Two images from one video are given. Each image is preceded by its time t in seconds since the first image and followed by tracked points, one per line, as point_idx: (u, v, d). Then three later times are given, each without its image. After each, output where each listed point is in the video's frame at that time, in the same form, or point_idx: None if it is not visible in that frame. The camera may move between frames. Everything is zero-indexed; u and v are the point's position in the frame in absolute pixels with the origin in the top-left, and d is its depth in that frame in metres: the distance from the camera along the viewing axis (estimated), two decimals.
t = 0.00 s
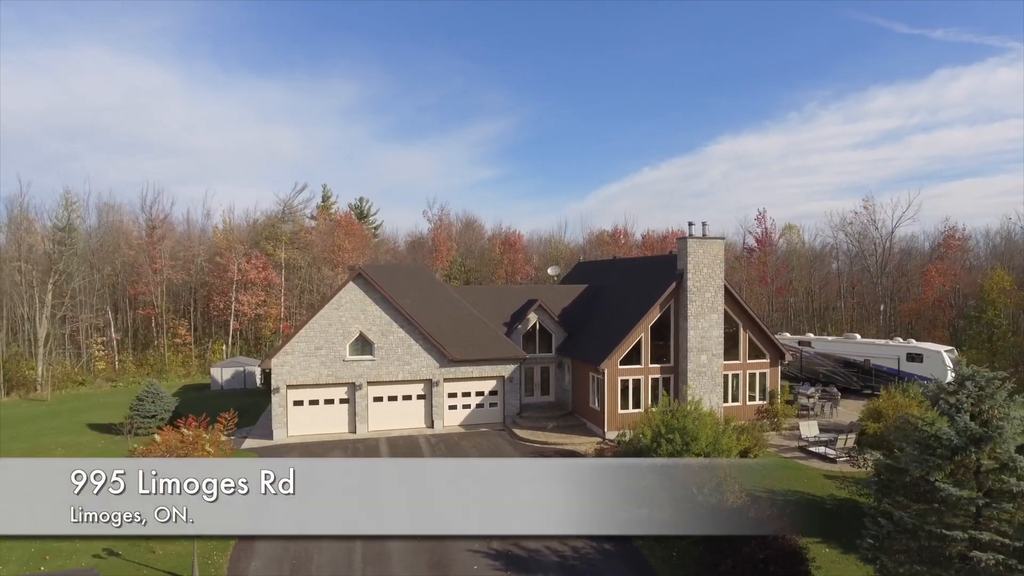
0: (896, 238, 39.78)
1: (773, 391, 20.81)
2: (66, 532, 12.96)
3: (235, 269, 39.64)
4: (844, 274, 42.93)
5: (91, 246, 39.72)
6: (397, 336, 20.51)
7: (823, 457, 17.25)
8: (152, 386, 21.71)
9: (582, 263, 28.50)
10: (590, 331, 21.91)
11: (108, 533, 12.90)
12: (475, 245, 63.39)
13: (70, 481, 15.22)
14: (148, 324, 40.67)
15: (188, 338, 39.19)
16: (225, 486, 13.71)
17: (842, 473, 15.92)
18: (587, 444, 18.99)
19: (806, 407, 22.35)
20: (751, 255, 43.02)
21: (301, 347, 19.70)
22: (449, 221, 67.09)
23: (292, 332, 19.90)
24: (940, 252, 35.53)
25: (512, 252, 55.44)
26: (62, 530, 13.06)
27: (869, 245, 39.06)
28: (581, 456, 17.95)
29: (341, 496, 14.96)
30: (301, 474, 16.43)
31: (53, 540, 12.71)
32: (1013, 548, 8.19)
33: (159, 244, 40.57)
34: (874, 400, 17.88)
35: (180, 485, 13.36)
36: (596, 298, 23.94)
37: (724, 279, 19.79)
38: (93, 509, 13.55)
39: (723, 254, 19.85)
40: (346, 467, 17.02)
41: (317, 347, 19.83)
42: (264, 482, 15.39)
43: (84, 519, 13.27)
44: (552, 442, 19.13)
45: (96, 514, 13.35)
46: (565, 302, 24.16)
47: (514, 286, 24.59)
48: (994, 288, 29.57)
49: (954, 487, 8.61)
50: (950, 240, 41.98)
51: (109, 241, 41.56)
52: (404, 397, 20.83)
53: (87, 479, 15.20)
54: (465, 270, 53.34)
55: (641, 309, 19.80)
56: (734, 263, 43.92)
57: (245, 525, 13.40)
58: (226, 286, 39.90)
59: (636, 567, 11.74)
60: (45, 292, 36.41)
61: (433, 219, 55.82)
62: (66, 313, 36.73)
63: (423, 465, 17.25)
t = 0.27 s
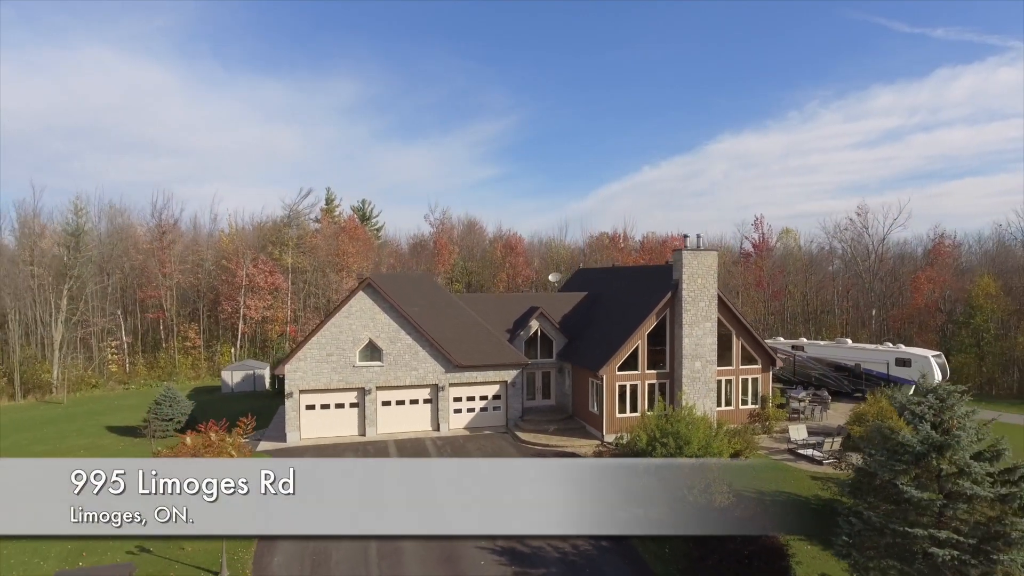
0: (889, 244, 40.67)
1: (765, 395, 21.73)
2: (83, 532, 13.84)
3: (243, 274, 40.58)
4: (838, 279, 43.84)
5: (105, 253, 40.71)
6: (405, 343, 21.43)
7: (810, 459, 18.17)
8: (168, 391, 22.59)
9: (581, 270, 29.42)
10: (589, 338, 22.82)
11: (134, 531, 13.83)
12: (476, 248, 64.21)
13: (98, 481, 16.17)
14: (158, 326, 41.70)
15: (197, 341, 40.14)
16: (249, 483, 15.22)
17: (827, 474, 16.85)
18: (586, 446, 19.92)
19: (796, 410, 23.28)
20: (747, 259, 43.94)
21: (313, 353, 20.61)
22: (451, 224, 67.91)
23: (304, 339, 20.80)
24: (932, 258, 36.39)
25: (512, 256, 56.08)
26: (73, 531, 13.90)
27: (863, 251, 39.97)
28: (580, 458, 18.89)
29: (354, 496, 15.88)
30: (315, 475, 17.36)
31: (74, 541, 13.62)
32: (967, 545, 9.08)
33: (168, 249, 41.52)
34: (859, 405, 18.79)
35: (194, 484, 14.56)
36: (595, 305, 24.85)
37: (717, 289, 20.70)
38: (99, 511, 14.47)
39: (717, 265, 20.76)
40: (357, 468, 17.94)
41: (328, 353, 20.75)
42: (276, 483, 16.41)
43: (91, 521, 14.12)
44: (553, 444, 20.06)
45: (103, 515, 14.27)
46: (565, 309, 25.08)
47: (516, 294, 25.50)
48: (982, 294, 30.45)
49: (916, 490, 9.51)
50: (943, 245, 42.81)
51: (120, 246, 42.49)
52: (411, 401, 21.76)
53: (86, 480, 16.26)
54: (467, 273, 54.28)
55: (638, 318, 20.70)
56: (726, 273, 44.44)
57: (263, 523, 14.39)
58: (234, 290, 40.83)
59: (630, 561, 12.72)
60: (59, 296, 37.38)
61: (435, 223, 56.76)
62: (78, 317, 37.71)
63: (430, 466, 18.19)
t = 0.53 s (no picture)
0: (883, 244, 41.55)
1: (756, 393, 22.70)
2: (88, 531, 14.61)
3: (251, 273, 41.45)
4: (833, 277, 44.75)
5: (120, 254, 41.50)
6: (411, 343, 22.36)
7: (798, 455, 19.16)
8: (185, 388, 23.62)
9: (581, 271, 30.34)
10: (588, 338, 23.75)
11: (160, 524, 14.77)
12: (477, 245, 65.10)
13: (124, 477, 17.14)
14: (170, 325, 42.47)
15: (206, 338, 41.11)
16: (255, 475, 15.98)
17: (812, 470, 17.83)
18: (585, 442, 20.91)
19: (787, 407, 24.25)
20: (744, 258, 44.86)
21: (323, 354, 21.56)
22: (452, 220, 68.75)
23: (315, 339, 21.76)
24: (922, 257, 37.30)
25: (512, 254, 56.69)
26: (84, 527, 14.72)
27: (857, 251, 40.85)
28: (579, 454, 19.88)
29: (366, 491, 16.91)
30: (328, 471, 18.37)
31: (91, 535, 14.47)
32: (929, 535, 10.00)
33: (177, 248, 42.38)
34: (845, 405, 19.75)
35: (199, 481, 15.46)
36: (593, 306, 25.78)
37: (710, 292, 21.62)
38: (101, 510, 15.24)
39: (710, 268, 21.66)
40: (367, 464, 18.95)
41: (338, 353, 21.71)
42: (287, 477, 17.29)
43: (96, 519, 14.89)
44: (553, 440, 21.04)
45: (105, 514, 15.03)
46: (565, 310, 26.01)
47: (518, 294, 26.43)
48: (970, 294, 31.39)
49: (883, 485, 10.39)
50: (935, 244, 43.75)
51: (130, 245, 43.39)
52: (417, 399, 22.72)
53: (85, 480, 17.02)
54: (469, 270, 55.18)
55: (635, 319, 21.63)
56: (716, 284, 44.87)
57: (281, 515, 15.35)
58: (242, 289, 41.70)
59: (624, 553, 13.77)
60: (72, 295, 38.32)
61: (438, 222, 57.56)
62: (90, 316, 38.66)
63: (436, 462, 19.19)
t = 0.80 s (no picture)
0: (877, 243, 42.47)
1: (749, 391, 23.71)
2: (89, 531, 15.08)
3: (259, 272, 42.37)
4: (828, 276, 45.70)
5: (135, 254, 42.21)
6: (418, 343, 23.34)
7: (787, 450, 20.17)
8: (201, 386, 24.64)
9: (581, 271, 31.29)
10: (588, 338, 24.73)
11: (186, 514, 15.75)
12: (479, 242, 66.04)
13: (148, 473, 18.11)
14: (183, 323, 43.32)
15: (215, 335, 42.08)
16: (261, 475, 16.55)
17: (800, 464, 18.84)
18: (584, 437, 21.92)
19: (779, 404, 25.26)
20: (741, 256, 45.80)
21: (335, 353, 22.54)
22: (454, 218, 69.61)
23: (327, 339, 22.73)
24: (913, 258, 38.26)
25: (513, 252, 57.46)
26: (88, 525, 15.22)
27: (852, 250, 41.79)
28: (580, 449, 20.89)
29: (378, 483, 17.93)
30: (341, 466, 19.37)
31: (103, 531, 15.16)
32: (895, 525, 10.94)
33: (186, 247, 43.33)
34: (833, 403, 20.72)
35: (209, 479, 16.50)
36: (593, 306, 26.75)
37: (705, 294, 22.57)
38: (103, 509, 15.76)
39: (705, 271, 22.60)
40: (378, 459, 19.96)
41: (349, 352, 22.69)
42: (292, 476, 17.43)
43: (100, 518, 15.42)
44: (555, 436, 22.06)
45: (105, 515, 15.55)
46: (566, 310, 26.98)
47: (520, 295, 27.39)
48: (959, 293, 32.29)
49: (856, 481, 11.26)
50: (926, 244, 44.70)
51: (141, 244, 44.35)
52: (424, 396, 23.72)
53: (87, 480, 17.61)
54: (471, 267, 56.12)
55: (632, 320, 22.59)
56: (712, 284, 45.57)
57: (300, 505, 16.33)
58: (249, 287, 42.65)
59: (622, 544, 14.75)
60: (85, 293, 39.31)
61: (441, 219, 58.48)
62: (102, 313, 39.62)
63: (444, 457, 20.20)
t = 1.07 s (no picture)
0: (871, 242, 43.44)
1: (741, 388, 24.77)
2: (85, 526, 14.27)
3: (266, 269, 43.33)
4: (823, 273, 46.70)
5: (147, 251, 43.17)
6: (424, 342, 24.36)
7: (777, 445, 21.20)
8: (216, 384, 25.68)
9: (582, 271, 32.28)
10: (587, 337, 25.73)
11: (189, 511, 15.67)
12: (480, 238, 66.87)
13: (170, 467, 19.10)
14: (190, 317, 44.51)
15: (224, 331, 43.04)
16: (259, 474, 17.11)
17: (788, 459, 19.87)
18: (584, 432, 22.96)
19: (771, 400, 26.29)
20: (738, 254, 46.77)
21: (345, 351, 23.54)
22: (456, 213, 70.45)
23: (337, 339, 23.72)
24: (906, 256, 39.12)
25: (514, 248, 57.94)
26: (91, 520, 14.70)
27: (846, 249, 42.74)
28: (579, 443, 21.92)
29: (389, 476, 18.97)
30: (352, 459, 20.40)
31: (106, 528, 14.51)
32: (867, 515, 11.95)
33: (194, 245, 44.36)
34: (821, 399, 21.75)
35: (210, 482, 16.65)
36: (592, 306, 27.75)
37: (699, 295, 23.55)
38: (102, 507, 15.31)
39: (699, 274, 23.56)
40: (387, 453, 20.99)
41: (358, 351, 23.69)
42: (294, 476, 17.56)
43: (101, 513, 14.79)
44: (555, 431, 23.10)
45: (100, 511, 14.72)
46: (566, 310, 27.98)
47: (522, 295, 28.39)
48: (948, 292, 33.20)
49: (832, 475, 12.18)
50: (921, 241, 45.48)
51: (150, 241, 45.31)
52: (431, 392, 24.75)
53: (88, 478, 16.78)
54: (473, 263, 57.11)
55: (630, 320, 23.58)
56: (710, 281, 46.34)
57: (313, 498, 16.92)
58: (257, 284, 43.61)
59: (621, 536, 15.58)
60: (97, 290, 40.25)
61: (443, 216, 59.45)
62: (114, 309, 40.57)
63: (450, 452, 21.23)
